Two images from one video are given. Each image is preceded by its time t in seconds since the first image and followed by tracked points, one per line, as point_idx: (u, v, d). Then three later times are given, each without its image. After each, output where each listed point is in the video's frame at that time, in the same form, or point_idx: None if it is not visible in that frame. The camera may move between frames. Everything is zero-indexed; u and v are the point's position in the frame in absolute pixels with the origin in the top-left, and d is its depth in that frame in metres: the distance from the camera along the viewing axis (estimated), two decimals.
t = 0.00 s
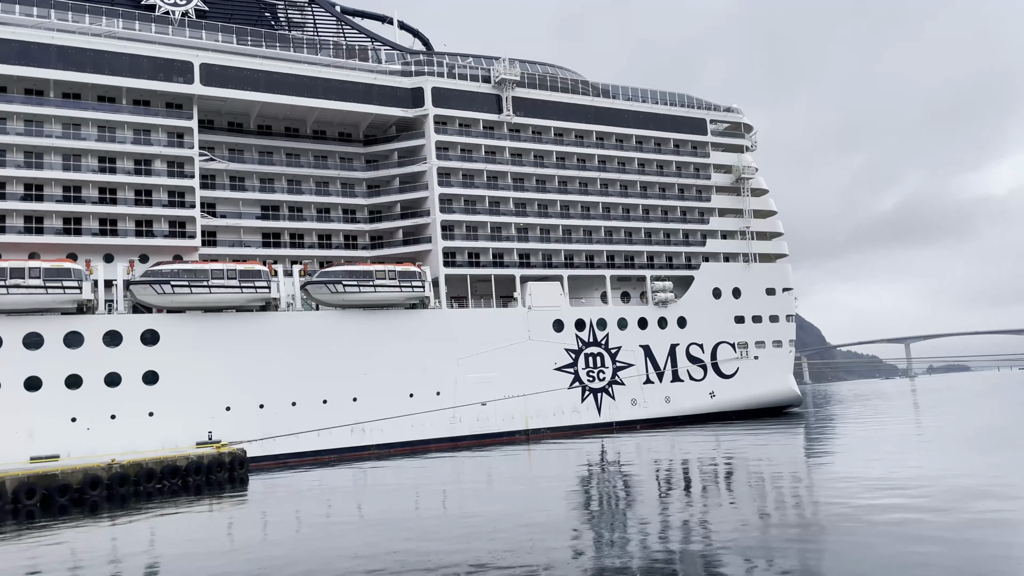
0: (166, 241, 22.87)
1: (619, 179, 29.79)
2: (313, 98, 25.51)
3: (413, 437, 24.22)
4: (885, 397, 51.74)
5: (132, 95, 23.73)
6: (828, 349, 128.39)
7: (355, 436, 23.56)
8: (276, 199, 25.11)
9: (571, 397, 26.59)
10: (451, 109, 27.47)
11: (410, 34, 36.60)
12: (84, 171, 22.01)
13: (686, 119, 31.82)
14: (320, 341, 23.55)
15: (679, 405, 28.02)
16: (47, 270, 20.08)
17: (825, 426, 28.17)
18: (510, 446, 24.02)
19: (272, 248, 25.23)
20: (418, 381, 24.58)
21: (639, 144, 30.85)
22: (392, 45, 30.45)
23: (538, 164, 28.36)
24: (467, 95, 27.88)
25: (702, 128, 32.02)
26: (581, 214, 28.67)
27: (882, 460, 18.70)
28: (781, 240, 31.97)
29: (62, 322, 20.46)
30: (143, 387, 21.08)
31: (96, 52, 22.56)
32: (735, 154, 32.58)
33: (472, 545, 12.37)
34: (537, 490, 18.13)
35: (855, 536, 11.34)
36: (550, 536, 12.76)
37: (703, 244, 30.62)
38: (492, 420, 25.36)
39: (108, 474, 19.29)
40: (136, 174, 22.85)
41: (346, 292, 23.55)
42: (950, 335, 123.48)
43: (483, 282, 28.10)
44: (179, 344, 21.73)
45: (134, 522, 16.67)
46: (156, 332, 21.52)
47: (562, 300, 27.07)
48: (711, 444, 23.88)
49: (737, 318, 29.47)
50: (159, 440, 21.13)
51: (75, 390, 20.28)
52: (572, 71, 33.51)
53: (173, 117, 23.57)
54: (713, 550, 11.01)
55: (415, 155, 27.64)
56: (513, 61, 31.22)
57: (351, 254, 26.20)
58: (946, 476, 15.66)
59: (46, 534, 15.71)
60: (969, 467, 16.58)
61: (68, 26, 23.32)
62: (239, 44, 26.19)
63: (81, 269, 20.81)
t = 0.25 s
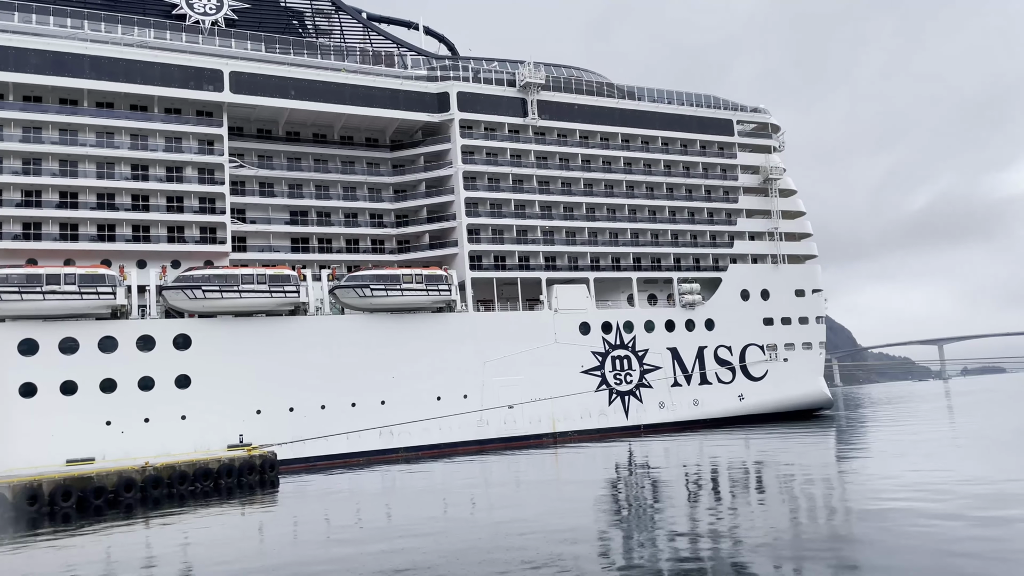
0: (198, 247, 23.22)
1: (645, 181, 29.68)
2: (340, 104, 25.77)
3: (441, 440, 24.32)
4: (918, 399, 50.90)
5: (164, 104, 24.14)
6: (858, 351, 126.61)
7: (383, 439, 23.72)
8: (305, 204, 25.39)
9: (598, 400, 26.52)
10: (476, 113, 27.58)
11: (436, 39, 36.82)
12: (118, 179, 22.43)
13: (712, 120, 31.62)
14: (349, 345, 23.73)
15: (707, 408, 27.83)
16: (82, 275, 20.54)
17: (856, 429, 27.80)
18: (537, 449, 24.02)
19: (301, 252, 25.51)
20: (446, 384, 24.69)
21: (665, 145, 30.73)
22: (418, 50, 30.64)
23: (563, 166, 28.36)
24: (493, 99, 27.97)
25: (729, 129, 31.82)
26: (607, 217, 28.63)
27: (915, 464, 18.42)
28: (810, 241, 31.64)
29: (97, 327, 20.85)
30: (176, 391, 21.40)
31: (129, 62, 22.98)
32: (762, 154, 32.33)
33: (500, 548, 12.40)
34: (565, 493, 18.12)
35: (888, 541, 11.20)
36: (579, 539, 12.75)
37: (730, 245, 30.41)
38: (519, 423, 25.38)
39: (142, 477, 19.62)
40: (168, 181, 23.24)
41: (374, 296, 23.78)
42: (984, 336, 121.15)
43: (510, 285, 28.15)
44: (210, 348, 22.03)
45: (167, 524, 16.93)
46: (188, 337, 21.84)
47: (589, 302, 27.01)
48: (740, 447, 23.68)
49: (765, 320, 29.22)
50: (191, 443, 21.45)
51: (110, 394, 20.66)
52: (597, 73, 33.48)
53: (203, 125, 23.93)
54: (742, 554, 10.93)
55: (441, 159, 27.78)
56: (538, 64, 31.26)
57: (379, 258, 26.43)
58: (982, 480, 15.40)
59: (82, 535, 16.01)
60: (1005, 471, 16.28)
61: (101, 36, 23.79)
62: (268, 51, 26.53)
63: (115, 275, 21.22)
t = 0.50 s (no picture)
0: (224, 253, 23.47)
1: (669, 184, 29.52)
2: (363, 110, 25.92)
3: (465, 444, 24.33)
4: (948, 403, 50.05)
5: (190, 112, 24.44)
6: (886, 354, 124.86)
7: (408, 443, 23.78)
8: (329, 210, 25.56)
9: (622, 404, 26.38)
10: (499, 118, 27.62)
11: (458, 44, 36.92)
12: (146, 187, 22.74)
13: (736, 121, 31.38)
14: (373, 350, 23.83)
15: (733, 412, 27.57)
16: (111, 282, 20.87)
17: (886, 433, 27.40)
18: (562, 454, 23.93)
19: (326, 258, 25.65)
20: (470, 389, 24.70)
21: (688, 148, 30.56)
22: (440, 55, 30.73)
23: (586, 170, 28.29)
24: (515, 103, 27.99)
25: (754, 131, 31.58)
26: (631, 220, 28.52)
27: (947, 469, 18.11)
28: (837, 243, 31.27)
29: (126, 333, 21.12)
30: (203, 396, 21.61)
31: (156, 71, 23.29)
32: (787, 156, 32.04)
33: (525, 553, 12.36)
34: (590, 498, 18.03)
35: (920, 547, 11.02)
36: (605, 544, 12.67)
37: (756, 248, 30.14)
38: (544, 428, 25.31)
39: (170, 481, 19.83)
40: (195, 188, 23.52)
41: (398, 301, 23.90)
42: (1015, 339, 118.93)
43: (533, 290, 28.11)
44: (237, 353, 22.22)
45: (195, 528, 17.10)
46: (215, 342, 22.04)
47: (613, 306, 26.88)
48: (767, 451, 23.43)
49: (791, 323, 28.93)
50: (218, 447, 21.64)
51: (139, 399, 20.91)
52: (620, 76, 33.38)
53: (229, 132, 24.19)
54: (771, 561, 10.80)
55: (464, 164, 27.83)
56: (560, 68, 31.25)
57: (402, 263, 26.55)
58: (1016, 485, 15.11)
59: (112, 538, 16.22)
60: None
61: (129, 46, 24.16)
62: (292, 59, 26.78)
63: (143, 282, 21.52)
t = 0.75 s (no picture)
0: (255, 262, 23.75)
1: (697, 188, 29.35)
2: (391, 119, 26.13)
3: (494, 451, 24.34)
4: (986, 408, 49.04)
5: (222, 123, 24.80)
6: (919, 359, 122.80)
7: (436, 450, 23.83)
8: (357, 218, 25.79)
9: (652, 410, 26.21)
10: (525, 124, 27.68)
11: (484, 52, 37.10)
12: (179, 197, 23.12)
13: (764, 124, 31.13)
14: (402, 356, 23.95)
15: (764, 418, 27.26)
16: (145, 291, 21.19)
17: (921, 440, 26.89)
18: (591, 460, 23.83)
19: (354, 265, 25.87)
20: (498, 395, 24.70)
21: (716, 152, 30.37)
22: (467, 63, 30.89)
23: (613, 175, 28.24)
24: (542, 110, 28.05)
25: (783, 134, 31.33)
26: (658, 225, 28.40)
27: (984, 476, 17.75)
28: (869, 246, 30.83)
29: (159, 341, 21.45)
30: (235, 403, 21.87)
31: (188, 83, 23.71)
32: (817, 159, 31.72)
33: (555, 559, 12.33)
34: (620, 505, 17.94)
35: (957, 557, 10.83)
36: (635, 551, 12.59)
37: (786, 252, 29.83)
38: (572, 434, 25.23)
39: (203, 487, 20.09)
40: (226, 198, 23.86)
41: (426, 308, 23.97)
42: None
43: (560, 295, 28.09)
44: (268, 360, 22.47)
45: (227, 533, 17.30)
46: (247, 349, 22.31)
47: (641, 312, 26.76)
48: (799, 458, 23.15)
49: (823, 328, 28.55)
50: (250, 454, 21.87)
51: (172, 406, 21.21)
52: (646, 81, 33.28)
53: (259, 142, 24.51)
54: (804, 569, 10.67)
55: (491, 170, 27.92)
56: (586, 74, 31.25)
57: (430, 270, 26.69)
58: None
59: (146, 544, 16.46)
60: None
61: (162, 59, 24.62)
62: (321, 69, 27.08)
63: (176, 290, 21.83)
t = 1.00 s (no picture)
0: (282, 270, 23.94)
1: (723, 194, 29.12)
2: (416, 127, 26.26)
3: (520, 458, 24.26)
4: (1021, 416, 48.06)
5: (249, 133, 25.06)
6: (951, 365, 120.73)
7: (463, 457, 23.80)
8: (383, 226, 25.92)
9: (679, 417, 25.98)
10: (550, 131, 27.66)
11: (508, 60, 37.15)
12: (208, 207, 23.39)
13: (791, 128, 30.83)
14: (428, 363, 23.97)
15: (794, 425, 26.90)
16: (175, 300, 21.43)
17: (956, 447, 26.38)
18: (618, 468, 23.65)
19: (380, 273, 26.00)
20: (524, 402, 24.62)
21: (743, 156, 30.13)
22: (491, 71, 30.94)
23: (639, 181, 28.13)
24: (566, 116, 28.01)
25: (810, 138, 31.01)
26: (685, 231, 28.23)
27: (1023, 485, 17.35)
28: (900, 250, 30.37)
29: (189, 349, 21.67)
30: (263, 410, 22.02)
31: (217, 95, 24.00)
32: (846, 162, 31.34)
33: (584, 568, 12.23)
34: (648, 513, 17.77)
35: (996, 568, 10.58)
36: (665, 561, 12.45)
37: (815, 257, 29.46)
38: (599, 441, 25.08)
39: (233, 494, 20.23)
40: (254, 208, 24.11)
41: (451, 315, 24.01)
42: None
43: (586, 302, 27.98)
44: (296, 368, 22.61)
45: (256, 540, 17.41)
46: (275, 357, 22.47)
47: (668, 318, 26.54)
48: (830, 466, 22.80)
49: (854, 333, 28.15)
50: (278, 461, 22.00)
51: (201, 414, 21.40)
52: (671, 86, 33.11)
53: (286, 152, 24.73)
54: None
55: (515, 177, 27.90)
56: (611, 80, 31.17)
57: (456, 277, 26.73)
58: None
59: (177, 550, 16.60)
60: None
61: (190, 71, 24.97)
62: (346, 79, 27.29)
63: (205, 299, 22.07)
